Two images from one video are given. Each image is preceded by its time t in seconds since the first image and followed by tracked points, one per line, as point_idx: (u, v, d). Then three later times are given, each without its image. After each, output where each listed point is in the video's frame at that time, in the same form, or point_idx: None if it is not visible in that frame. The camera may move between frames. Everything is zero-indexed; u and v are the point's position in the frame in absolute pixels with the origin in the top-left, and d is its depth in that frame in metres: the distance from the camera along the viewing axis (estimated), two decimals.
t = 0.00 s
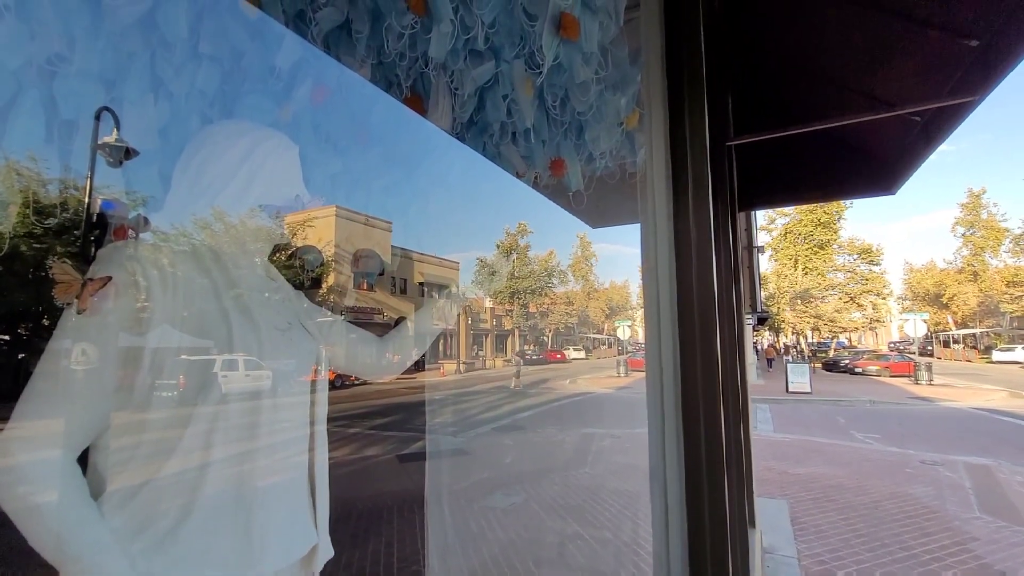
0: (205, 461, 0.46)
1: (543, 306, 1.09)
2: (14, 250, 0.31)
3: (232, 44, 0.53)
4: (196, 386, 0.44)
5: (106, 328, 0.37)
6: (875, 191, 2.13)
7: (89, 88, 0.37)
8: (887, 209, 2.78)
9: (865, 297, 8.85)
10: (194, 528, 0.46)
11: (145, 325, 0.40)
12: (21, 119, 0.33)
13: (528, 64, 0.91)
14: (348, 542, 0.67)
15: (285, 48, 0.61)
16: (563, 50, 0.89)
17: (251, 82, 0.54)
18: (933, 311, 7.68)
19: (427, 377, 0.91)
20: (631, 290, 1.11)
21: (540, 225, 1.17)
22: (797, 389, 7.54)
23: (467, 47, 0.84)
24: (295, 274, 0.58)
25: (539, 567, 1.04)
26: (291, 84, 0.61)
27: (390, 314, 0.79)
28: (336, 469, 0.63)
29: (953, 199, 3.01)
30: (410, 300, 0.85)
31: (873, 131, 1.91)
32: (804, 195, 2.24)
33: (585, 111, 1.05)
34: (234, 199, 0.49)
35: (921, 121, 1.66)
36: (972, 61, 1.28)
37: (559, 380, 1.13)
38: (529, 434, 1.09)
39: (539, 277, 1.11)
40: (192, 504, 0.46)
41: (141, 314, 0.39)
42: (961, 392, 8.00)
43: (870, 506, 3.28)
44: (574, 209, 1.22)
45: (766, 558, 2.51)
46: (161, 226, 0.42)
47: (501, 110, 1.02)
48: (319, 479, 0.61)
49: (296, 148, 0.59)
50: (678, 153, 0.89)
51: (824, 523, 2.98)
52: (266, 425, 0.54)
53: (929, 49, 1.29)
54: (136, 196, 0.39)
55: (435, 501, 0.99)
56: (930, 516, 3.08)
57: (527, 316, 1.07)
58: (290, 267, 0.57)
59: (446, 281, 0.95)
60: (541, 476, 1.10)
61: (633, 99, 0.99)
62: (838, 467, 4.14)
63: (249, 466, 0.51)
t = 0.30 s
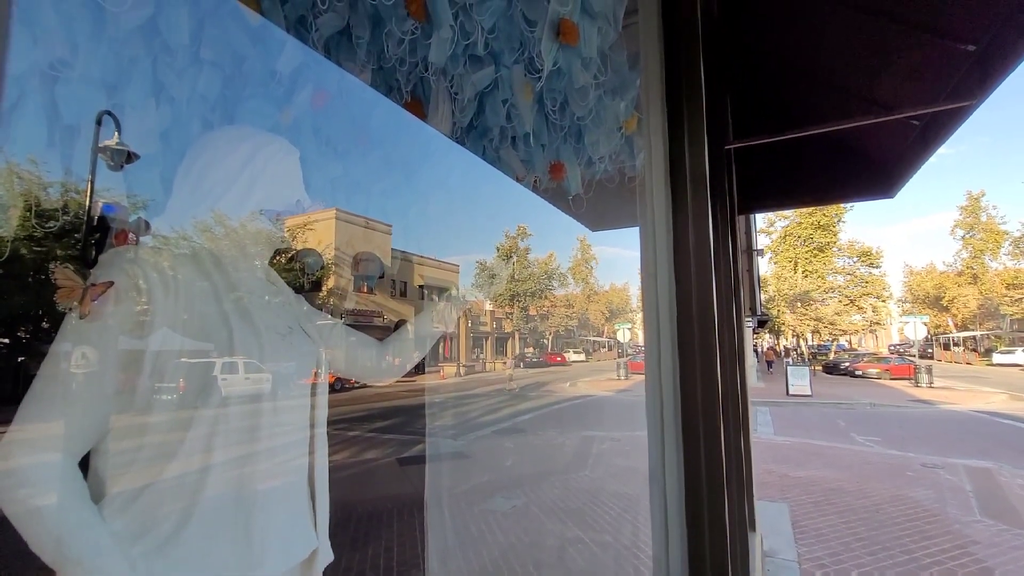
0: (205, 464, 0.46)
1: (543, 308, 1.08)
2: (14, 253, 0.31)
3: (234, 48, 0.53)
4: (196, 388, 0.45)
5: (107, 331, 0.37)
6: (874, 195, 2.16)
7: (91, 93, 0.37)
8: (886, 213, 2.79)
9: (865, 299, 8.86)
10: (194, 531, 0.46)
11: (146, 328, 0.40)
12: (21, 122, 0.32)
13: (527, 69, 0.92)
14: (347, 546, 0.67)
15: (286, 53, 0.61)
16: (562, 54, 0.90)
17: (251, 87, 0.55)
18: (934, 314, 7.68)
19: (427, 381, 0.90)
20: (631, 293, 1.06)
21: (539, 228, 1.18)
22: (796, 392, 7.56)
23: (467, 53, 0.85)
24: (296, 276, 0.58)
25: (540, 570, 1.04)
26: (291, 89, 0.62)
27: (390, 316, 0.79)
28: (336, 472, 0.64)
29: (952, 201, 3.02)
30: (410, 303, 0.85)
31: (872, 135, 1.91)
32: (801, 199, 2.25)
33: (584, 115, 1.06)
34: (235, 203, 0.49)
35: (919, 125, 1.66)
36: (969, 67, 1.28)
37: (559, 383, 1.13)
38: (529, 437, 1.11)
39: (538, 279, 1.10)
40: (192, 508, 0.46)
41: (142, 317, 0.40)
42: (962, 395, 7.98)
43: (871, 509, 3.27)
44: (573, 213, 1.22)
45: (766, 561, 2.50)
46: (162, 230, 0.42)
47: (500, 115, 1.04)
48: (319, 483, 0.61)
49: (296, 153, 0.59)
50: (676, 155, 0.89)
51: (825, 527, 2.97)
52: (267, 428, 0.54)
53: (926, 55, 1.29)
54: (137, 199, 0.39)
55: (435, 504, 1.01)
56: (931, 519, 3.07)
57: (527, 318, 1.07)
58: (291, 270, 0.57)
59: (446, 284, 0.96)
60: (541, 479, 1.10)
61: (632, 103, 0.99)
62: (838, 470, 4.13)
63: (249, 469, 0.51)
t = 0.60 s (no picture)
0: (206, 468, 0.47)
1: (543, 311, 1.07)
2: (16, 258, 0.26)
3: (235, 55, 0.54)
4: (197, 392, 0.45)
5: (108, 335, 0.37)
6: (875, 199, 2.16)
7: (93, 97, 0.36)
8: (886, 215, 2.79)
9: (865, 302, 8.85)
10: (194, 535, 0.46)
11: (147, 332, 0.40)
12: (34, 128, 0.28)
13: (526, 74, 0.93)
14: (347, 550, 0.67)
15: (286, 58, 0.62)
16: (561, 60, 0.90)
17: (251, 92, 0.55)
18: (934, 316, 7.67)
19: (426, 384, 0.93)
20: (631, 296, 1.00)
21: (540, 230, 1.17)
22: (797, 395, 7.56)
23: (467, 58, 0.85)
24: (296, 280, 0.58)
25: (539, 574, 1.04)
26: (292, 94, 0.63)
27: (390, 320, 0.79)
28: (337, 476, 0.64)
29: (953, 203, 3.01)
30: (410, 306, 0.85)
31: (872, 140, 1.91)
32: (798, 201, 2.30)
33: (584, 120, 1.05)
34: (236, 207, 0.49)
35: (918, 128, 1.66)
36: (966, 71, 1.27)
37: (560, 387, 1.11)
38: (529, 440, 1.12)
39: (538, 282, 1.09)
40: (193, 512, 0.46)
41: (142, 321, 0.40)
42: (963, 398, 7.95)
43: (872, 512, 3.26)
44: (574, 216, 1.18)
45: (766, 565, 2.49)
46: (161, 234, 0.42)
47: (500, 120, 1.06)
48: (318, 487, 0.62)
49: (297, 158, 0.59)
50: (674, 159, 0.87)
51: (825, 530, 2.96)
52: (267, 431, 0.54)
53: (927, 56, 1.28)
54: (137, 203, 0.39)
55: (434, 508, 1.13)
56: (933, 522, 3.05)
57: (527, 321, 1.06)
58: (291, 274, 0.57)
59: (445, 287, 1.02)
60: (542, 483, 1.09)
61: (631, 108, 0.96)
62: (839, 473, 4.12)
63: (249, 472, 0.52)
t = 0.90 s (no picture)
0: (207, 472, 0.47)
1: (543, 314, 1.07)
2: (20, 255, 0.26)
3: (236, 60, 0.55)
4: (198, 396, 0.45)
5: (108, 339, 0.37)
6: (873, 201, 2.19)
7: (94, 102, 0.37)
8: (884, 218, 2.80)
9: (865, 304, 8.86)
10: (195, 540, 0.46)
11: (147, 335, 0.40)
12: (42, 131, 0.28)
13: (526, 79, 0.92)
14: (346, 554, 0.67)
15: (286, 63, 0.63)
16: (559, 66, 0.90)
17: (251, 98, 0.56)
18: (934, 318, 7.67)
19: (426, 387, 0.93)
20: (631, 299, 1.00)
21: (539, 233, 1.18)
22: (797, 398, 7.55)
23: (466, 63, 0.86)
24: (296, 284, 0.59)
25: None
26: (292, 99, 0.64)
27: (390, 323, 0.79)
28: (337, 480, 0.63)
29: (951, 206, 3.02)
30: (410, 309, 0.86)
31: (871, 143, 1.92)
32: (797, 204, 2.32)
33: (582, 124, 1.05)
34: (235, 211, 0.49)
35: (916, 132, 1.67)
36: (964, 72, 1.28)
37: (561, 391, 1.12)
38: (529, 442, 1.11)
39: (537, 285, 1.11)
40: (192, 516, 0.46)
41: (142, 324, 0.40)
42: (964, 400, 7.93)
43: (873, 516, 3.25)
44: (573, 219, 1.19)
45: (767, 569, 2.48)
46: (161, 237, 0.42)
47: (500, 123, 1.04)
48: (318, 491, 0.62)
49: (297, 163, 0.60)
50: (673, 164, 0.88)
51: (826, 533, 2.95)
52: (266, 436, 0.53)
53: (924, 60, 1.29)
54: (138, 207, 0.39)
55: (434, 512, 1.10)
56: (934, 526, 3.04)
57: (527, 325, 1.06)
58: (291, 277, 0.58)
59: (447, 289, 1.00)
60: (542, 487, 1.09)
61: (629, 113, 0.97)
62: (840, 476, 4.11)
63: (248, 476, 0.51)
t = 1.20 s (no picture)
0: (204, 475, 0.47)
1: (543, 318, 1.07)
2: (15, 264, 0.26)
3: (236, 66, 0.55)
4: (196, 400, 0.45)
5: (107, 344, 0.37)
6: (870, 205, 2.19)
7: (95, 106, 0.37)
8: (882, 222, 2.81)
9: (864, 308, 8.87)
10: (193, 545, 0.46)
11: (146, 338, 0.40)
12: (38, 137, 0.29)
13: (524, 83, 0.93)
14: (344, 559, 0.66)
15: (285, 68, 0.64)
16: (558, 70, 0.93)
17: (251, 102, 0.56)
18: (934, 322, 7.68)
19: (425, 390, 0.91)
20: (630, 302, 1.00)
21: (538, 236, 1.17)
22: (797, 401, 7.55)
23: (465, 68, 0.86)
24: (294, 288, 0.59)
25: None
26: (291, 104, 0.65)
27: (389, 326, 0.80)
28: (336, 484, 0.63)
29: (950, 209, 3.02)
30: (410, 313, 0.86)
31: (869, 148, 1.91)
32: (796, 208, 2.32)
33: (580, 129, 1.05)
34: (235, 215, 0.50)
35: (913, 137, 1.67)
36: (963, 78, 1.29)
37: (561, 394, 1.11)
38: (529, 446, 1.12)
39: (537, 288, 1.11)
40: (190, 521, 0.45)
41: (141, 328, 0.40)
42: (964, 404, 7.92)
43: (873, 520, 3.24)
44: (571, 223, 1.18)
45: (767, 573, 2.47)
46: (161, 240, 0.42)
47: (498, 128, 1.05)
48: (316, 495, 0.62)
49: (296, 168, 0.60)
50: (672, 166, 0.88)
51: (827, 538, 2.94)
52: (263, 440, 0.53)
53: (921, 66, 1.30)
54: (137, 211, 0.39)
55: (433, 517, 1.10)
56: (934, 530, 3.03)
57: (526, 328, 1.06)
58: (290, 280, 0.59)
59: (448, 292, 1.01)
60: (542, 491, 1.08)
61: (628, 117, 0.96)
62: (840, 480, 4.10)
63: (246, 481, 0.51)
